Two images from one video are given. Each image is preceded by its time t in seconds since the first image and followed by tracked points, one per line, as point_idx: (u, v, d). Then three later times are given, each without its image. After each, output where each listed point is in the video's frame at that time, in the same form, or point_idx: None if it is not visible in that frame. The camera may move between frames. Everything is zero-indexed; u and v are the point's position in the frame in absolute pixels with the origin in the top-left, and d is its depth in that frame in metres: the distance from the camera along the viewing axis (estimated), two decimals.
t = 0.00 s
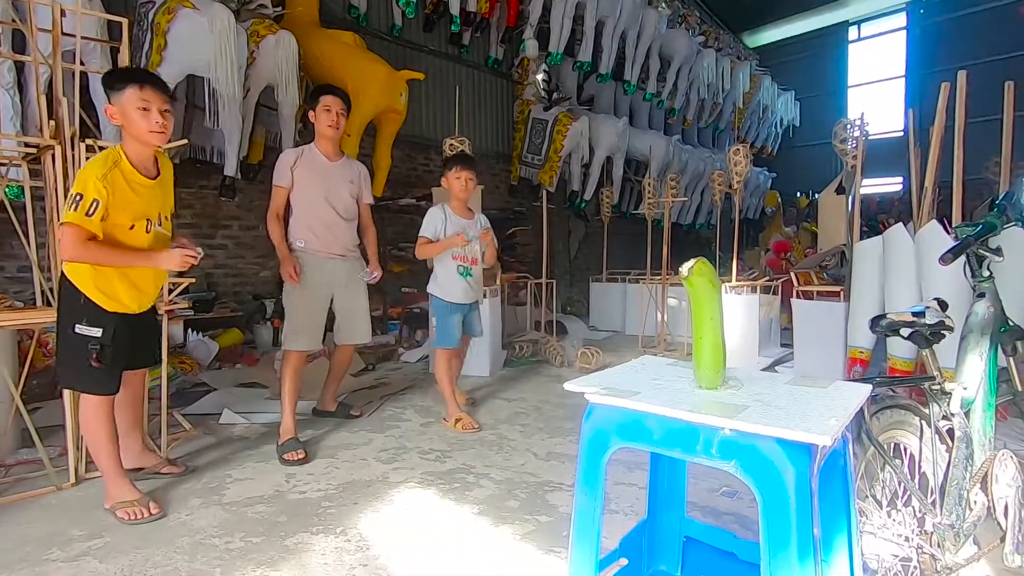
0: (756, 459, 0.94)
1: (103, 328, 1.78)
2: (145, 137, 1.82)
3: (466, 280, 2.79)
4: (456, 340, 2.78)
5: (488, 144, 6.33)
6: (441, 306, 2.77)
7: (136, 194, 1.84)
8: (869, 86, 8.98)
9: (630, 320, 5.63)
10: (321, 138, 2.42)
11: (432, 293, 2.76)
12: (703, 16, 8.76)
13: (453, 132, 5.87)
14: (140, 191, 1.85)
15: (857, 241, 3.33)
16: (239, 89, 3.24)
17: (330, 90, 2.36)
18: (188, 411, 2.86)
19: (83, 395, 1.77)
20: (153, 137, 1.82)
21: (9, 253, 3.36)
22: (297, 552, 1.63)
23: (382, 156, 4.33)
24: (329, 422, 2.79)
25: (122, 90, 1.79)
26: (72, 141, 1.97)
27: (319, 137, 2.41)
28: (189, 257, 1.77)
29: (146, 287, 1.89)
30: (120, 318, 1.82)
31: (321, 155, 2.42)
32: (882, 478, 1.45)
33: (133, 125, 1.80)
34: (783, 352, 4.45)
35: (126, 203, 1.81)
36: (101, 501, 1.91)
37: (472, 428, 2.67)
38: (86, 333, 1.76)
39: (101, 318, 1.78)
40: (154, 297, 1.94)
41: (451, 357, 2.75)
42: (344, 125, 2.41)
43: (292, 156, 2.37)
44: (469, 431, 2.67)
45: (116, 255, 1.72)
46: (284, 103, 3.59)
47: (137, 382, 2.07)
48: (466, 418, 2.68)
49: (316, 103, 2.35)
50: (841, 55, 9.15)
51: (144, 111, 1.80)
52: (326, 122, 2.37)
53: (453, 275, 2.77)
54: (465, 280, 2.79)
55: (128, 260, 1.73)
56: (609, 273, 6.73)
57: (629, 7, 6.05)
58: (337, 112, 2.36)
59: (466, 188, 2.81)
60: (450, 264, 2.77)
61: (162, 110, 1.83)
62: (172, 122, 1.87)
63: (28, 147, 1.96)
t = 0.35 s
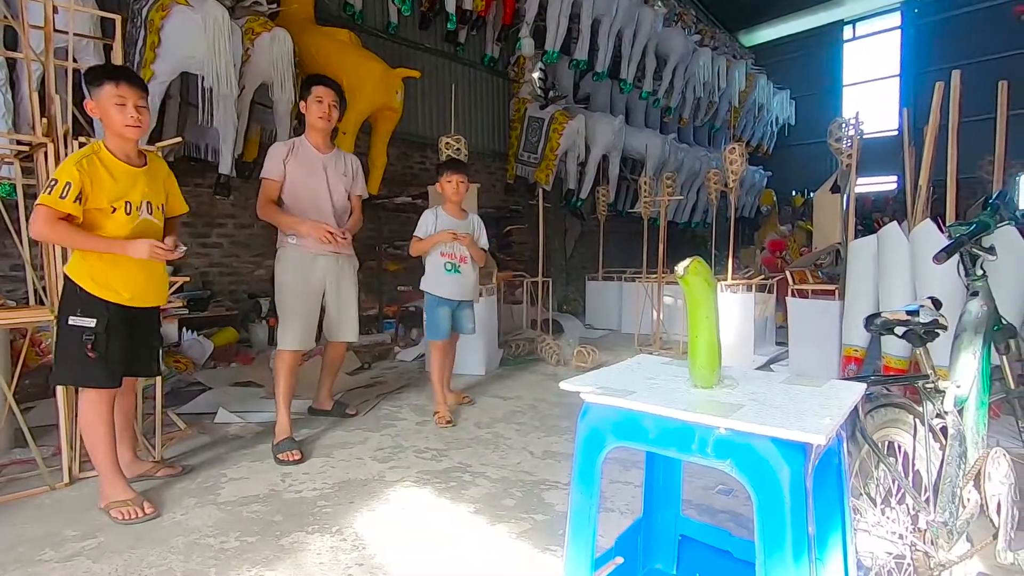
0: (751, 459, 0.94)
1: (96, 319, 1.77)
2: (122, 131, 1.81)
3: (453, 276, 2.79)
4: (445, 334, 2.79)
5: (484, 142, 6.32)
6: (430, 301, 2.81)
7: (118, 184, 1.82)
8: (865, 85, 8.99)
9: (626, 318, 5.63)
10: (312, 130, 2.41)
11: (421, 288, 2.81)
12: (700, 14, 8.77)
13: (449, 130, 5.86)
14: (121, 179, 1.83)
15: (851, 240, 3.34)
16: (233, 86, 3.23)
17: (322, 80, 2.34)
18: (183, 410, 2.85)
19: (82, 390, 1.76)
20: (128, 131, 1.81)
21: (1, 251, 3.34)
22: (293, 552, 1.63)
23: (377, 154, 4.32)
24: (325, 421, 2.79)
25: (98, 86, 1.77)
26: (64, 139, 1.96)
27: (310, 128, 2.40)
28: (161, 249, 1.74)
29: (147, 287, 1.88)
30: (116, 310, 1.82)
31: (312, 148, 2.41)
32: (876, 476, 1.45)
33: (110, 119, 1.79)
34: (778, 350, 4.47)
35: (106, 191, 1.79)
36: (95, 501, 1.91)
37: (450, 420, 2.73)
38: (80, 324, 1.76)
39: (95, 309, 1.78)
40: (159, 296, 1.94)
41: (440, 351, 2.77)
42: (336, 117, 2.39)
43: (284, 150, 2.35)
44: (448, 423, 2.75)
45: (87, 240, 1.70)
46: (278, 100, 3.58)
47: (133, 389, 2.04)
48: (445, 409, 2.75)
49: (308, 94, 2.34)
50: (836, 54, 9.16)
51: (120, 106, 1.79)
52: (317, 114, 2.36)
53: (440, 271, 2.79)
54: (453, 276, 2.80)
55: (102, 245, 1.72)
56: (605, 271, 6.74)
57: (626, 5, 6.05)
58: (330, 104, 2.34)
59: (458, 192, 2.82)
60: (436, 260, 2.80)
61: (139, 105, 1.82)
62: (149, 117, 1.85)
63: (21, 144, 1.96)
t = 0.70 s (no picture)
0: (745, 458, 0.94)
1: (95, 317, 1.77)
2: (116, 131, 1.81)
3: (444, 272, 2.79)
4: (438, 332, 2.80)
5: (481, 141, 6.31)
6: (422, 297, 2.81)
7: (112, 182, 1.82)
8: (862, 84, 9.00)
9: (623, 318, 5.64)
10: (311, 129, 2.40)
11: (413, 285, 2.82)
12: (697, 14, 8.77)
13: (446, 128, 5.86)
14: (113, 178, 1.82)
15: (848, 238, 3.34)
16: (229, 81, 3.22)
17: (326, 79, 2.34)
18: (179, 410, 2.85)
19: (81, 388, 1.76)
20: (121, 130, 1.81)
21: None
22: (288, 551, 1.63)
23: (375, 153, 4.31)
24: (321, 421, 2.79)
25: (92, 86, 1.76)
26: (59, 137, 1.95)
27: (310, 127, 2.39)
28: (147, 245, 1.74)
29: (143, 284, 1.87)
30: (113, 307, 1.80)
31: (309, 146, 2.41)
32: (871, 475, 1.45)
33: (103, 118, 1.79)
34: (775, 350, 4.48)
35: (99, 189, 1.79)
36: (91, 500, 1.90)
37: (441, 417, 2.78)
38: (79, 323, 1.76)
39: (93, 307, 1.77)
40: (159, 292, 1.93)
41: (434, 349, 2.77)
42: (337, 118, 2.39)
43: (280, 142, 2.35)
44: (438, 420, 2.79)
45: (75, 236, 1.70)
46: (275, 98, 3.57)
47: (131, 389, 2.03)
48: (438, 407, 2.80)
49: (311, 91, 2.33)
50: (833, 53, 9.17)
51: (114, 106, 1.78)
52: (319, 113, 2.36)
53: (430, 267, 2.80)
54: (443, 271, 2.80)
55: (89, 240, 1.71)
56: (602, 270, 6.74)
57: (623, 4, 6.05)
58: (332, 104, 2.35)
59: (450, 191, 2.83)
60: (428, 256, 2.81)
61: (132, 105, 1.81)
62: (143, 117, 1.85)
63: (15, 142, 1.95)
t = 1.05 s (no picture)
0: (743, 455, 0.94)
1: (89, 313, 1.76)
2: (111, 126, 1.80)
3: (439, 268, 2.79)
4: (434, 328, 2.78)
5: (479, 137, 6.29)
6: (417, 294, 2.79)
7: (106, 176, 1.81)
8: (861, 81, 8.99)
9: (621, 315, 5.64)
10: (315, 133, 2.32)
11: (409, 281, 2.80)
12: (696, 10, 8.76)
13: (444, 124, 5.85)
14: (107, 172, 1.81)
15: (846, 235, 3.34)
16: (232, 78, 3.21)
17: (339, 85, 2.29)
18: (176, 406, 2.84)
19: (76, 384, 1.75)
20: (116, 125, 1.79)
21: None
22: (286, 548, 1.62)
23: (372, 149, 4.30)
24: (319, 417, 2.78)
25: (88, 81, 1.76)
26: (54, 131, 1.95)
27: (314, 130, 2.32)
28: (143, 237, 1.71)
29: (138, 277, 1.86)
30: (108, 302, 1.80)
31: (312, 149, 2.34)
32: (868, 472, 1.45)
33: (98, 114, 1.77)
34: (772, 346, 4.48)
35: (93, 182, 1.78)
36: (87, 496, 1.90)
37: (439, 413, 2.78)
38: (74, 319, 1.75)
39: (88, 303, 1.77)
40: (155, 286, 1.93)
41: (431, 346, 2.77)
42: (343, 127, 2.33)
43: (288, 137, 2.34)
44: (435, 416, 2.78)
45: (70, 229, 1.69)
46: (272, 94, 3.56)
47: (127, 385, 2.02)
48: (436, 403, 2.80)
49: (322, 94, 2.28)
50: (832, 50, 9.16)
51: (109, 101, 1.77)
52: (326, 118, 2.29)
53: (426, 263, 2.79)
54: (439, 267, 2.79)
55: (82, 234, 1.70)
56: (601, 266, 6.74)
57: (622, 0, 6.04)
58: (341, 113, 2.28)
59: (445, 188, 2.82)
60: (423, 252, 2.80)
61: (128, 101, 1.80)
62: (138, 114, 1.84)
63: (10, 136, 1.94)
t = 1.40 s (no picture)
0: (744, 450, 0.93)
1: (87, 309, 1.76)
2: (108, 120, 1.79)
3: (441, 265, 2.78)
4: (435, 325, 2.78)
5: (478, 134, 6.29)
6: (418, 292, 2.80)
7: (104, 170, 1.80)
8: (861, 78, 8.97)
9: (620, 311, 5.64)
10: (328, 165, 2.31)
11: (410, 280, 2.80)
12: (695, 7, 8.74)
13: (443, 121, 5.83)
14: (107, 167, 1.81)
15: (845, 232, 3.34)
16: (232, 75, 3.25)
17: (355, 121, 2.24)
18: (174, 402, 2.84)
19: (73, 380, 1.75)
20: (114, 119, 1.79)
21: None
22: (285, 543, 1.62)
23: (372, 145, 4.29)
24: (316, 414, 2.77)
25: (83, 74, 1.74)
26: (51, 126, 1.94)
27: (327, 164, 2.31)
28: (142, 237, 1.71)
29: (138, 273, 1.86)
30: (106, 298, 1.79)
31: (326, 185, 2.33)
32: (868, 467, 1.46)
33: (96, 108, 1.77)
34: (771, 343, 4.49)
35: (91, 178, 1.77)
36: (86, 493, 1.89)
37: (438, 410, 2.78)
38: (72, 314, 1.75)
39: (86, 298, 1.76)
40: (155, 281, 1.93)
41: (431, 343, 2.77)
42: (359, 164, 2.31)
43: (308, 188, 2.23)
44: (434, 413, 2.79)
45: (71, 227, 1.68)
46: (270, 90, 3.56)
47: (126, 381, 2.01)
48: (435, 400, 2.81)
49: (336, 131, 2.24)
50: (832, 47, 9.14)
51: (106, 94, 1.76)
52: (341, 156, 2.27)
53: (426, 259, 2.78)
54: (439, 264, 2.78)
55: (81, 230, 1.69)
56: (600, 263, 6.74)
57: None
58: (357, 151, 2.27)
59: (446, 184, 2.81)
60: (424, 249, 2.80)
61: (125, 93, 1.79)
62: (135, 106, 1.83)
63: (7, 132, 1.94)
